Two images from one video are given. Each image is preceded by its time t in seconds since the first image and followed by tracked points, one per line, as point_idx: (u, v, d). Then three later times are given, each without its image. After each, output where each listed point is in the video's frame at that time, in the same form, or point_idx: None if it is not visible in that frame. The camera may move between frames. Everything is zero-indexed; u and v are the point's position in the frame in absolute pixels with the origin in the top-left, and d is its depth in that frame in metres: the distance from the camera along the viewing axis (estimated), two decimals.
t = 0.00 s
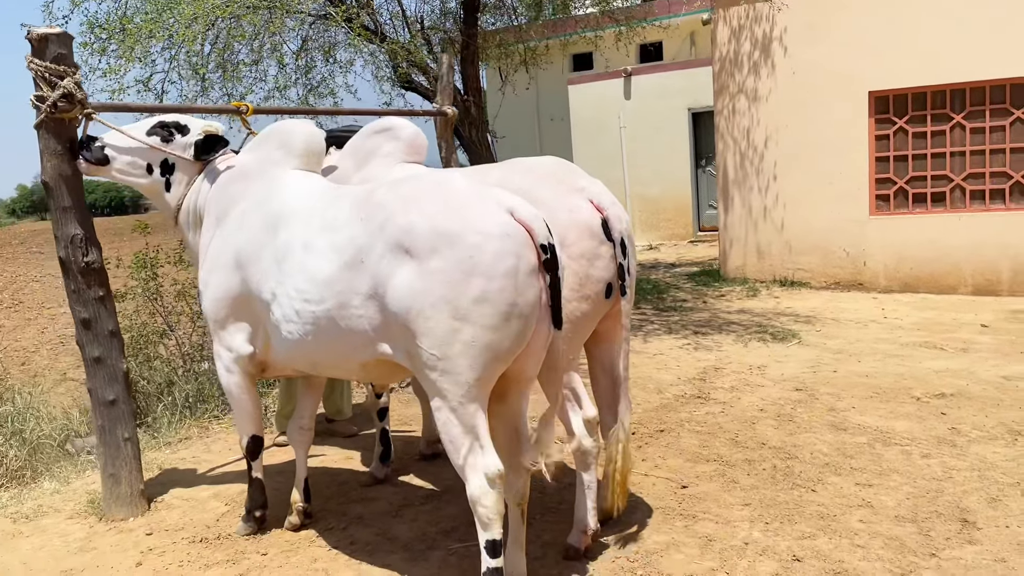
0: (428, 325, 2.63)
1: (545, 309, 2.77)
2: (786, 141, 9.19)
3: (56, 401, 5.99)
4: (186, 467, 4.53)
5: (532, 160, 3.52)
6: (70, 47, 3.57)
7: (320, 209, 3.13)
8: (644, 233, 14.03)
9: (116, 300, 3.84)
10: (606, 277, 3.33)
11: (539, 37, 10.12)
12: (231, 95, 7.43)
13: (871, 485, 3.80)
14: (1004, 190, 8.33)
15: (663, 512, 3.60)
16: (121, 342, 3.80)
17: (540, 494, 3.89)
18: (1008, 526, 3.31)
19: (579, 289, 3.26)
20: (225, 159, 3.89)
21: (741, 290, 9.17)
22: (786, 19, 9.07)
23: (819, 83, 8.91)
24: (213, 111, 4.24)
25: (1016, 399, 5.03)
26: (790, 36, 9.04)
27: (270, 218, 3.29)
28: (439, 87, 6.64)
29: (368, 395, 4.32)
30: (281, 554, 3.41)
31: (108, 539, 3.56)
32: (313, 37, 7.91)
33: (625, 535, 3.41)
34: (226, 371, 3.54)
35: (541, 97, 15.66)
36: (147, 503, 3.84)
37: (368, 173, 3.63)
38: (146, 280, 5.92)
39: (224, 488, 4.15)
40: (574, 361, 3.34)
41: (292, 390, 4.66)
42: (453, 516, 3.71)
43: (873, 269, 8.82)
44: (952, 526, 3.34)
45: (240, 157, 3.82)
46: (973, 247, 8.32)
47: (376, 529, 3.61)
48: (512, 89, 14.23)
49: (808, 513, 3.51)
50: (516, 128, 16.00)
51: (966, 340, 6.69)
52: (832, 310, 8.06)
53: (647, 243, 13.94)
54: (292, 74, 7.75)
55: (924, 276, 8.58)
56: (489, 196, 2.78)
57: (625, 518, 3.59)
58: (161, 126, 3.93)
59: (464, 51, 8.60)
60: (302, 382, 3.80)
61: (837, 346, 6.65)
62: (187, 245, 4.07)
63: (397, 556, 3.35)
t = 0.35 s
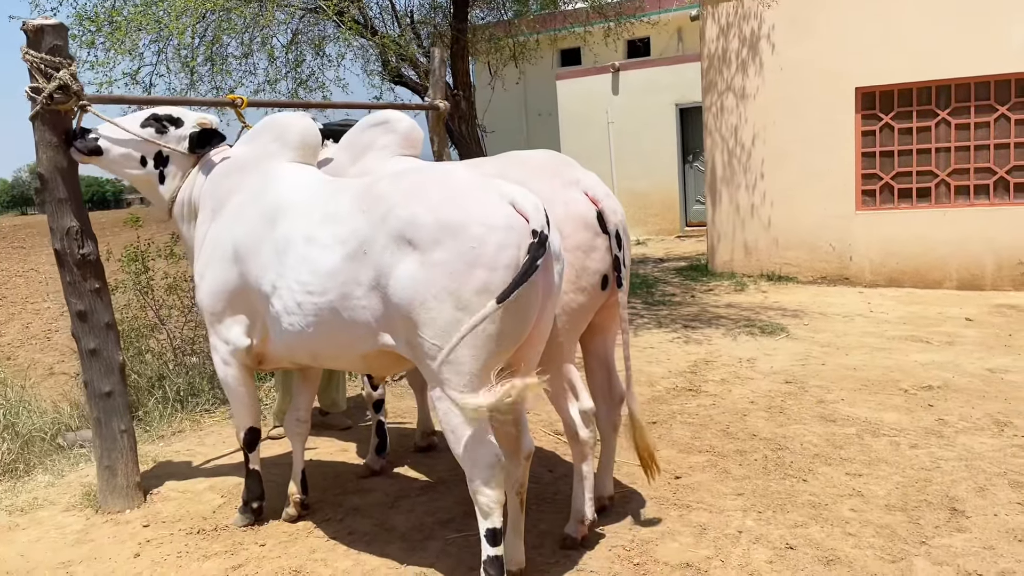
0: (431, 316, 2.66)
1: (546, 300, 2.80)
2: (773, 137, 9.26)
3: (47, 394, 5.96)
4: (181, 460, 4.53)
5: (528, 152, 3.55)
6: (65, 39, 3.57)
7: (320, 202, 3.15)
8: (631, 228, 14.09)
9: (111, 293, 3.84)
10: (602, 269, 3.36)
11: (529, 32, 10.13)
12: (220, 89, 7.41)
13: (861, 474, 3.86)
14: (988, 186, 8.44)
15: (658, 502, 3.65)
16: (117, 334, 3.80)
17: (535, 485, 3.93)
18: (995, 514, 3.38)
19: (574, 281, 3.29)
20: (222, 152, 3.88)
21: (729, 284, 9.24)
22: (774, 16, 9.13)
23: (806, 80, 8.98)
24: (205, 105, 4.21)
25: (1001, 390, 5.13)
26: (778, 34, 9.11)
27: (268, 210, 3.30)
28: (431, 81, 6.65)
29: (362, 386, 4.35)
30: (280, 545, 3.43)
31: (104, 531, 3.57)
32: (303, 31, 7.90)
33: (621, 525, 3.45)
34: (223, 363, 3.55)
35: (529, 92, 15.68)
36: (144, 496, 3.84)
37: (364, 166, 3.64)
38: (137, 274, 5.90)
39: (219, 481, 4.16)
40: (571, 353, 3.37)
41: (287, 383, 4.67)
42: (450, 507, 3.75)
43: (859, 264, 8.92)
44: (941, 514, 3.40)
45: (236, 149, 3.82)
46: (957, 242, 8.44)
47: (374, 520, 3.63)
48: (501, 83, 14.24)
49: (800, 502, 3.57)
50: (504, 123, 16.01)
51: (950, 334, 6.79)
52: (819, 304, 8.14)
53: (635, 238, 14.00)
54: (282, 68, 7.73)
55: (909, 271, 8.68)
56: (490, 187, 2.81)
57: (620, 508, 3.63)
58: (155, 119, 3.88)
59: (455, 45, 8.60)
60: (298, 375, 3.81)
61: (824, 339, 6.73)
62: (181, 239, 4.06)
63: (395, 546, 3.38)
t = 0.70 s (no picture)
0: (432, 312, 2.68)
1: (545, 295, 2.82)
2: (765, 135, 9.31)
3: (41, 390, 5.96)
4: (178, 455, 4.54)
5: (526, 148, 3.57)
6: (64, 34, 3.58)
7: (318, 198, 3.15)
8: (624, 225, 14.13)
9: (109, 288, 3.85)
10: (599, 264, 3.38)
11: (522, 29, 10.15)
12: (214, 85, 7.40)
13: (855, 468, 3.91)
14: (978, 183, 8.52)
15: (654, 495, 3.68)
16: (115, 329, 3.81)
17: (533, 478, 3.97)
18: (987, 507, 3.43)
19: (572, 275, 3.31)
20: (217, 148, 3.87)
21: (721, 280, 9.29)
22: (766, 14, 9.18)
23: (798, 77, 9.03)
24: (201, 101, 4.19)
25: (991, 385, 5.19)
26: (769, 32, 9.16)
27: (266, 206, 3.30)
28: (426, 77, 6.66)
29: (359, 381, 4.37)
30: (279, 538, 3.44)
31: (103, 526, 3.58)
32: (297, 27, 7.89)
33: (618, 518, 3.48)
34: (221, 359, 3.55)
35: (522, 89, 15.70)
36: (142, 491, 3.85)
37: (362, 162, 3.65)
38: (133, 270, 5.90)
39: (217, 476, 4.17)
40: (570, 347, 3.39)
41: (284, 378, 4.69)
42: (448, 501, 3.77)
43: (850, 260, 8.99)
44: (934, 506, 3.45)
45: (232, 145, 3.82)
46: (948, 238, 8.51)
47: (372, 514, 3.65)
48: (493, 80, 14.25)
49: (795, 495, 3.61)
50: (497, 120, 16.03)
51: (941, 329, 6.86)
52: (811, 301, 8.20)
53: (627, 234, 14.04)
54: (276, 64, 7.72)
55: (900, 267, 8.75)
56: (490, 183, 2.82)
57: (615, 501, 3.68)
58: (148, 114, 3.85)
59: (449, 41, 8.61)
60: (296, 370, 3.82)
61: (816, 335, 6.79)
62: (175, 236, 4.06)
63: (394, 539, 3.40)
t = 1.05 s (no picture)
0: (430, 312, 2.69)
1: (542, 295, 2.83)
2: (760, 135, 9.33)
3: (36, 390, 5.94)
4: (175, 455, 4.54)
5: (524, 147, 3.58)
6: (61, 33, 3.58)
7: (315, 199, 3.15)
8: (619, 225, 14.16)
9: (107, 287, 3.85)
10: (597, 264, 3.39)
11: (518, 28, 10.15)
12: (210, 84, 7.39)
13: (851, 467, 3.93)
14: (973, 183, 8.55)
15: (651, 494, 3.69)
16: (113, 329, 3.81)
17: (531, 477, 3.98)
18: (983, 505, 3.45)
19: (570, 275, 3.32)
20: (214, 147, 3.85)
21: (716, 280, 9.32)
22: (762, 14, 9.20)
23: (794, 78, 9.05)
24: (199, 100, 4.18)
25: (985, 384, 5.22)
26: (765, 32, 9.17)
27: (263, 206, 3.30)
28: (423, 77, 6.66)
29: (357, 380, 4.36)
30: (278, 538, 3.44)
31: (102, 525, 3.58)
32: (294, 26, 7.88)
33: (616, 517, 3.49)
34: (219, 359, 3.55)
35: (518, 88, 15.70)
36: (140, 490, 3.85)
37: (360, 161, 3.65)
38: (129, 269, 5.89)
39: (215, 475, 4.17)
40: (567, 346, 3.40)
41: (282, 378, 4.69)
42: (446, 500, 3.78)
43: (845, 260, 9.02)
44: (930, 505, 3.47)
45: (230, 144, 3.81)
46: (942, 238, 8.54)
47: (370, 513, 3.66)
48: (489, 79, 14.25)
49: (792, 494, 3.63)
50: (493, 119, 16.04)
51: (935, 329, 6.89)
52: (806, 300, 8.23)
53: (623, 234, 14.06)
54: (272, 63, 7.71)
55: (894, 267, 8.79)
56: (487, 183, 2.83)
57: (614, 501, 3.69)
58: (144, 114, 3.83)
59: (445, 41, 8.60)
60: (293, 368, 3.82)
61: (812, 334, 6.81)
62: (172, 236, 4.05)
63: (393, 538, 3.41)
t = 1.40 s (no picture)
0: (430, 315, 2.69)
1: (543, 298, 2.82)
2: (761, 138, 9.34)
3: (37, 392, 5.95)
4: (176, 457, 4.54)
5: (526, 150, 3.58)
6: (64, 36, 3.59)
7: (316, 201, 3.16)
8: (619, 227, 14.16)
9: (109, 289, 3.85)
10: (598, 267, 3.39)
11: (519, 31, 10.16)
12: (211, 86, 7.40)
13: (852, 470, 3.92)
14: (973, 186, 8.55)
15: (652, 497, 3.69)
16: (114, 330, 3.81)
17: (532, 480, 3.98)
18: (984, 509, 3.45)
19: (571, 278, 3.33)
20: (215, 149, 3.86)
21: (717, 282, 9.32)
22: (763, 16, 9.21)
23: (795, 80, 9.06)
24: (201, 102, 4.19)
25: (987, 387, 5.22)
26: (766, 35, 9.18)
27: (264, 208, 3.31)
28: (425, 79, 6.66)
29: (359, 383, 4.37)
30: (279, 540, 3.44)
31: (103, 527, 3.58)
32: (295, 28, 7.88)
33: (617, 520, 3.49)
34: (220, 362, 3.55)
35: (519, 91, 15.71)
36: (141, 491, 3.85)
37: (360, 164, 3.65)
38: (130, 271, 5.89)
39: (216, 477, 4.17)
40: (568, 349, 3.40)
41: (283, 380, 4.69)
42: (448, 502, 3.78)
43: (845, 262, 9.02)
44: (932, 508, 3.47)
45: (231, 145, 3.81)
46: (943, 241, 8.54)
47: (371, 515, 3.66)
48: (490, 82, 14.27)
49: (794, 497, 3.62)
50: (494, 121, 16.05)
51: (936, 332, 6.89)
52: (807, 303, 8.23)
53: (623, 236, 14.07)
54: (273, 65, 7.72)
55: (895, 269, 8.79)
56: (487, 186, 2.83)
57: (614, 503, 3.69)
58: (145, 115, 3.84)
59: (446, 43, 8.61)
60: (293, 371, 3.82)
61: (813, 337, 6.81)
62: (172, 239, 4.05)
63: (394, 541, 3.41)
